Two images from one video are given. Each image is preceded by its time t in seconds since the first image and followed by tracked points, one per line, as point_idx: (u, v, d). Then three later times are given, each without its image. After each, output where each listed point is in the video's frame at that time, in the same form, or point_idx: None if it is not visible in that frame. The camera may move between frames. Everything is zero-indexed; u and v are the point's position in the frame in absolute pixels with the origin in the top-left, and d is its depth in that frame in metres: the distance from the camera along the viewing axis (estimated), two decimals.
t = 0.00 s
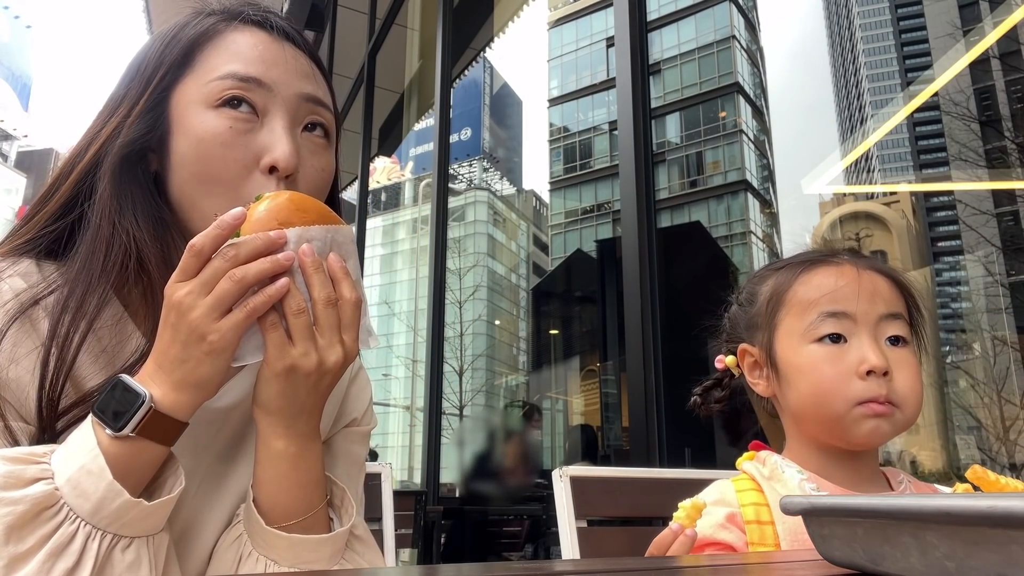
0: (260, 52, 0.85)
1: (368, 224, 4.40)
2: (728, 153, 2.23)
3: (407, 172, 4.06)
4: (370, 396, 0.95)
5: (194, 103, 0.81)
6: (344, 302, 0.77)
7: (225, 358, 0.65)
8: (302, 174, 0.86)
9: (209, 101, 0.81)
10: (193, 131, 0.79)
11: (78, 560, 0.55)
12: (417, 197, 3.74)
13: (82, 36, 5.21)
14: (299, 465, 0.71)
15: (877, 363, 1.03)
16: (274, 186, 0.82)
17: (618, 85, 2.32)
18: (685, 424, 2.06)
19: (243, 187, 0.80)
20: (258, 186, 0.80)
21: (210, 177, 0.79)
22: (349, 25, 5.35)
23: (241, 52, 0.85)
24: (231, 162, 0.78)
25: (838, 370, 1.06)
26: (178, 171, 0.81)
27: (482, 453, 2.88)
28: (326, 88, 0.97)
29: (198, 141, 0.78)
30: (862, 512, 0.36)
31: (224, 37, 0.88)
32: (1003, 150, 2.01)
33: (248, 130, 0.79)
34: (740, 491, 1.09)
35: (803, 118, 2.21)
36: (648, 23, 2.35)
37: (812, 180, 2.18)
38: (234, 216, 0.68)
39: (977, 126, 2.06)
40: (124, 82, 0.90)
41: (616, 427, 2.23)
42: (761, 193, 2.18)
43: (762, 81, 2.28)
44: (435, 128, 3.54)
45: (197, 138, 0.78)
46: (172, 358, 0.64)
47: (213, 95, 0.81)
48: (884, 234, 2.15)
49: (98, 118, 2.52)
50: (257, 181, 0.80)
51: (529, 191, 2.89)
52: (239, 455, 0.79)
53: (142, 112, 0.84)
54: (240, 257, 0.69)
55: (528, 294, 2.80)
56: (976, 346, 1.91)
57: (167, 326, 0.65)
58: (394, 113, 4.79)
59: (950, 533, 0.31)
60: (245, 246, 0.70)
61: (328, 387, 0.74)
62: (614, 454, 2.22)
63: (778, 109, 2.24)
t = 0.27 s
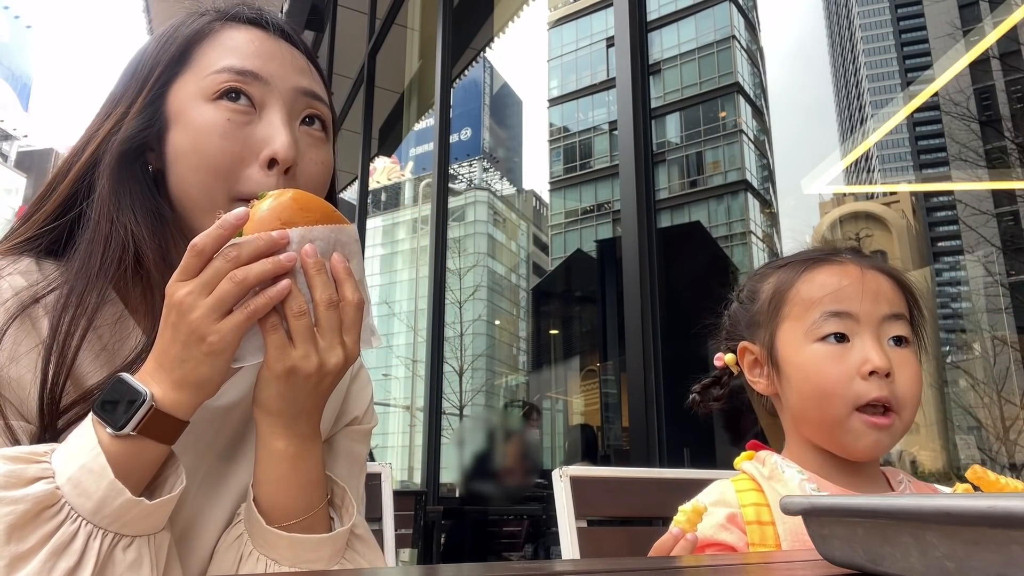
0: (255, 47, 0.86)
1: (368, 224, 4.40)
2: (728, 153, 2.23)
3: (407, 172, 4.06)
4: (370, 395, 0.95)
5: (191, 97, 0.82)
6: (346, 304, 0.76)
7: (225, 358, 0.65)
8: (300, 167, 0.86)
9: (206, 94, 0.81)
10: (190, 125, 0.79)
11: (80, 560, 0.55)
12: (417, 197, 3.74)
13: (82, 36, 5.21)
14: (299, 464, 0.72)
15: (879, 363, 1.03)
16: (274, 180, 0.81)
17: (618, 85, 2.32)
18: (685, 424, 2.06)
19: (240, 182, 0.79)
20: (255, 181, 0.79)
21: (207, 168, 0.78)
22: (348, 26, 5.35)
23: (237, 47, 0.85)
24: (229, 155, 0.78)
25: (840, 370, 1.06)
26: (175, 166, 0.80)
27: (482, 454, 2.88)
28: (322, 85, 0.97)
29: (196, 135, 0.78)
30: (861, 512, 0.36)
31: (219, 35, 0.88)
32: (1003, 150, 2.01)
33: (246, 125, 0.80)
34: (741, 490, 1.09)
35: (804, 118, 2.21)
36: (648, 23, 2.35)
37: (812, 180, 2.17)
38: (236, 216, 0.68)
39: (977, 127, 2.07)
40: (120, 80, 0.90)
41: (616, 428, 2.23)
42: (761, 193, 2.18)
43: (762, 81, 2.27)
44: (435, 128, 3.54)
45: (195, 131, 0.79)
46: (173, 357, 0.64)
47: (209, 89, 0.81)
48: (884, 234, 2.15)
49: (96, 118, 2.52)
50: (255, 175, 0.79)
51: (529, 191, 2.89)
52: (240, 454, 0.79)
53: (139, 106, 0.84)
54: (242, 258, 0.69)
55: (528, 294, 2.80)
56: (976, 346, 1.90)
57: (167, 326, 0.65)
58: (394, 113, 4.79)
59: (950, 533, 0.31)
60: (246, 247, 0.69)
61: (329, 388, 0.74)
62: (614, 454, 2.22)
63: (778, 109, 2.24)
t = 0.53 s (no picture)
0: (251, 43, 0.86)
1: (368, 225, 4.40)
2: (728, 153, 2.23)
3: (407, 172, 4.06)
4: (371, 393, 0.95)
5: (188, 96, 0.82)
6: (346, 300, 0.76)
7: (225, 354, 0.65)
8: (299, 165, 0.86)
9: (202, 93, 0.81)
10: (187, 124, 0.79)
11: (83, 555, 0.55)
12: (417, 197, 3.74)
13: (82, 35, 5.21)
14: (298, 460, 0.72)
15: (886, 366, 1.04)
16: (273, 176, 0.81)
17: (618, 85, 2.32)
18: (685, 424, 2.06)
19: (238, 182, 0.79)
20: (253, 178, 0.80)
21: (208, 161, 0.78)
22: (348, 26, 5.35)
23: (234, 45, 0.85)
24: (227, 154, 0.78)
25: (846, 372, 1.06)
26: (174, 165, 0.80)
27: (482, 454, 2.88)
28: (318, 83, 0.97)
29: (193, 134, 0.78)
30: (861, 511, 0.36)
31: (213, 35, 0.89)
32: (1003, 150, 2.01)
33: (247, 121, 0.80)
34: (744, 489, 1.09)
35: (804, 118, 2.21)
36: (648, 23, 2.35)
37: (812, 179, 2.17)
38: (234, 212, 0.68)
39: (977, 126, 2.07)
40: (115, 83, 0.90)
41: (616, 428, 2.23)
42: (761, 193, 2.18)
43: (762, 81, 2.27)
44: (435, 128, 3.55)
45: (192, 131, 0.79)
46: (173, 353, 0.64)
47: (206, 88, 0.81)
48: (884, 234, 2.14)
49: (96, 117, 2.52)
50: (255, 171, 0.80)
51: (529, 191, 2.89)
52: (240, 451, 0.79)
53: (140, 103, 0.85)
54: (242, 255, 0.69)
55: (528, 294, 2.80)
56: (976, 346, 1.90)
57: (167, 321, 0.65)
58: (394, 114, 4.79)
59: (950, 533, 0.31)
60: (245, 242, 0.69)
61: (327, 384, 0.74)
62: (613, 454, 2.22)
63: (778, 109, 2.24)
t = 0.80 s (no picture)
0: (246, 59, 0.98)
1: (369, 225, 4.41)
2: (728, 153, 2.23)
3: (407, 172, 4.06)
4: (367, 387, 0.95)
5: (198, 91, 0.91)
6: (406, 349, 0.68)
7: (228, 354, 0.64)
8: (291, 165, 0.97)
9: (213, 91, 0.91)
10: (199, 115, 0.89)
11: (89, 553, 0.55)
12: (417, 197, 3.74)
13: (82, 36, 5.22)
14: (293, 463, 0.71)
15: (812, 365, 1.05)
16: (274, 174, 0.91)
17: (617, 85, 2.32)
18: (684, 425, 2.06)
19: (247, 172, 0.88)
20: (261, 173, 0.89)
21: (214, 155, 0.87)
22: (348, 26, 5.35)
23: (236, 57, 0.97)
24: (237, 145, 0.87)
25: (788, 381, 1.08)
26: (182, 152, 0.88)
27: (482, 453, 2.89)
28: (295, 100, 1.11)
29: (206, 122, 0.88)
30: (863, 510, 0.36)
31: (209, 45, 0.99)
32: (1003, 150, 2.04)
33: (249, 122, 0.89)
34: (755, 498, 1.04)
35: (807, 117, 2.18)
36: (648, 23, 2.35)
37: (812, 178, 2.16)
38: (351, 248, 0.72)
39: (977, 126, 2.09)
40: (86, 92, 0.98)
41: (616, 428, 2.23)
42: (761, 193, 2.16)
43: (762, 81, 2.26)
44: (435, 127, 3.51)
45: (205, 120, 0.88)
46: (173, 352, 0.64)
47: (217, 87, 0.92)
48: (884, 234, 2.14)
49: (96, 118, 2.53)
50: (259, 168, 0.89)
51: (529, 191, 2.89)
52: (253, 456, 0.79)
53: (138, 94, 0.93)
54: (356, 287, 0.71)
55: (528, 294, 2.81)
56: (976, 346, 1.93)
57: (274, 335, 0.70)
58: (395, 114, 4.79)
59: (950, 534, 0.31)
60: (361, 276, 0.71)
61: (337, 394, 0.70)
62: (613, 454, 2.22)
63: (778, 109, 2.22)
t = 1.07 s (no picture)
0: (244, 58, 0.98)
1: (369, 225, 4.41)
2: (728, 153, 2.24)
3: (407, 172, 4.06)
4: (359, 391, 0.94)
5: (194, 91, 0.91)
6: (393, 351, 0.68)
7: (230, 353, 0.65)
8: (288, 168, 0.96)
9: (210, 92, 0.91)
10: (196, 115, 0.88)
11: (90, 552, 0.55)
12: (417, 197, 3.74)
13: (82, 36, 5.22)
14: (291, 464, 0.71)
15: (822, 364, 1.06)
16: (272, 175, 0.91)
17: (618, 85, 2.33)
18: (684, 424, 2.06)
19: (246, 172, 0.88)
20: (258, 173, 0.89)
21: (211, 156, 0.87)
22: (348, 26, 5.35)
23: (233, 56, 0.97)
24: (235, 144, 0.88)
25: (795, 372, 1.10)
26: (176, 150, 0.88)
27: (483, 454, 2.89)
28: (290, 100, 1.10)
29: (202, 122, 0.88)
30: (863, 510, 0.36)
31: (206, 44, 0.99)
32: (1004, 150, 2.01)
33: (247, 122, 0.90)
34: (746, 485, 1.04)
35: (805, 119, 2.19)
36: (649, 22, 2.36)
37: (812, 178, 2.14)
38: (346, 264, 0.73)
39: (977, 127, 2.07)
40: (83, 89, 0.99)
41: (616, 428, 2.23)
42: (761, 193, 2.17)
43: (762, 81, 2.27)
44: (435, 127, 3.50)
45: (201, 121, 0.88)
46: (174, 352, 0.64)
47: (212, 86, 0.92)
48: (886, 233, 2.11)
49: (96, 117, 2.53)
50: (256, 168, 0.89)
51: (529, 191, 2.89)
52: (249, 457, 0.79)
53: (135, 92, 0.93)
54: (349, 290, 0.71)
55: (528, 294, 2.81)
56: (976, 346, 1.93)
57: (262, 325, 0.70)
58: (395, 114, 4.79)
59: (952, 534, 0.31)
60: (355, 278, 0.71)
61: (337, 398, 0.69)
62: (613, 454, 2.22)
63: (778, 110, 2.22)
